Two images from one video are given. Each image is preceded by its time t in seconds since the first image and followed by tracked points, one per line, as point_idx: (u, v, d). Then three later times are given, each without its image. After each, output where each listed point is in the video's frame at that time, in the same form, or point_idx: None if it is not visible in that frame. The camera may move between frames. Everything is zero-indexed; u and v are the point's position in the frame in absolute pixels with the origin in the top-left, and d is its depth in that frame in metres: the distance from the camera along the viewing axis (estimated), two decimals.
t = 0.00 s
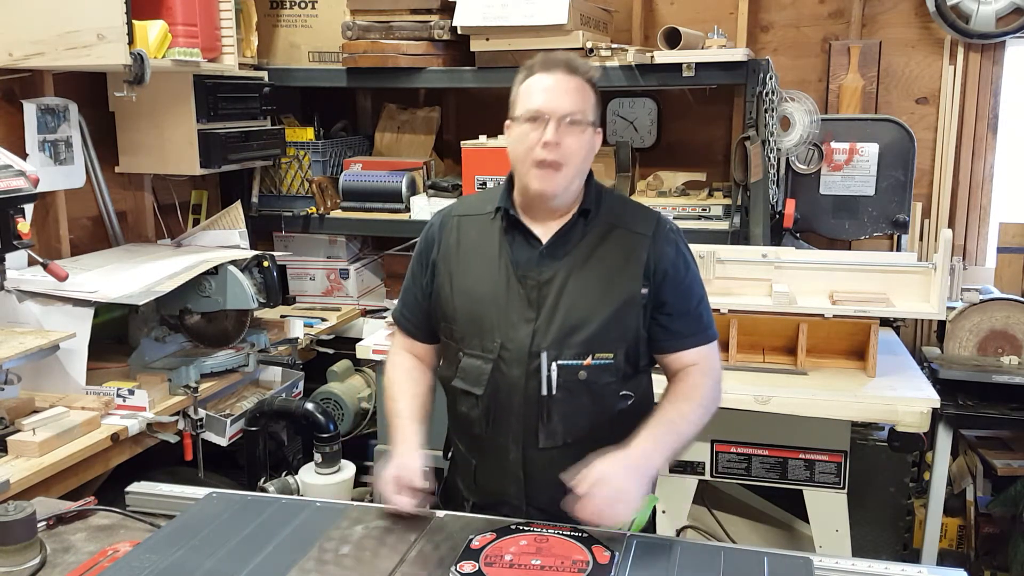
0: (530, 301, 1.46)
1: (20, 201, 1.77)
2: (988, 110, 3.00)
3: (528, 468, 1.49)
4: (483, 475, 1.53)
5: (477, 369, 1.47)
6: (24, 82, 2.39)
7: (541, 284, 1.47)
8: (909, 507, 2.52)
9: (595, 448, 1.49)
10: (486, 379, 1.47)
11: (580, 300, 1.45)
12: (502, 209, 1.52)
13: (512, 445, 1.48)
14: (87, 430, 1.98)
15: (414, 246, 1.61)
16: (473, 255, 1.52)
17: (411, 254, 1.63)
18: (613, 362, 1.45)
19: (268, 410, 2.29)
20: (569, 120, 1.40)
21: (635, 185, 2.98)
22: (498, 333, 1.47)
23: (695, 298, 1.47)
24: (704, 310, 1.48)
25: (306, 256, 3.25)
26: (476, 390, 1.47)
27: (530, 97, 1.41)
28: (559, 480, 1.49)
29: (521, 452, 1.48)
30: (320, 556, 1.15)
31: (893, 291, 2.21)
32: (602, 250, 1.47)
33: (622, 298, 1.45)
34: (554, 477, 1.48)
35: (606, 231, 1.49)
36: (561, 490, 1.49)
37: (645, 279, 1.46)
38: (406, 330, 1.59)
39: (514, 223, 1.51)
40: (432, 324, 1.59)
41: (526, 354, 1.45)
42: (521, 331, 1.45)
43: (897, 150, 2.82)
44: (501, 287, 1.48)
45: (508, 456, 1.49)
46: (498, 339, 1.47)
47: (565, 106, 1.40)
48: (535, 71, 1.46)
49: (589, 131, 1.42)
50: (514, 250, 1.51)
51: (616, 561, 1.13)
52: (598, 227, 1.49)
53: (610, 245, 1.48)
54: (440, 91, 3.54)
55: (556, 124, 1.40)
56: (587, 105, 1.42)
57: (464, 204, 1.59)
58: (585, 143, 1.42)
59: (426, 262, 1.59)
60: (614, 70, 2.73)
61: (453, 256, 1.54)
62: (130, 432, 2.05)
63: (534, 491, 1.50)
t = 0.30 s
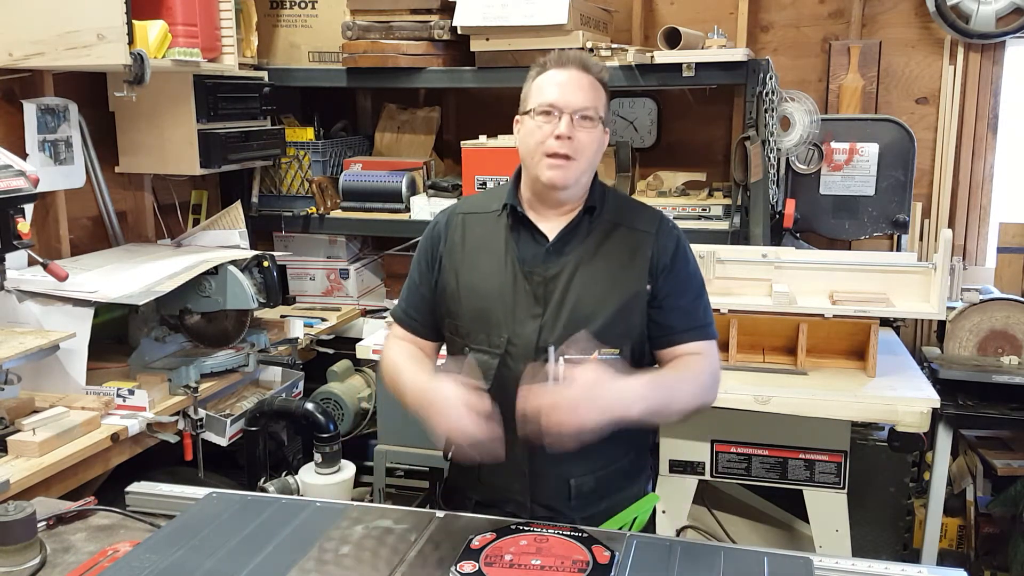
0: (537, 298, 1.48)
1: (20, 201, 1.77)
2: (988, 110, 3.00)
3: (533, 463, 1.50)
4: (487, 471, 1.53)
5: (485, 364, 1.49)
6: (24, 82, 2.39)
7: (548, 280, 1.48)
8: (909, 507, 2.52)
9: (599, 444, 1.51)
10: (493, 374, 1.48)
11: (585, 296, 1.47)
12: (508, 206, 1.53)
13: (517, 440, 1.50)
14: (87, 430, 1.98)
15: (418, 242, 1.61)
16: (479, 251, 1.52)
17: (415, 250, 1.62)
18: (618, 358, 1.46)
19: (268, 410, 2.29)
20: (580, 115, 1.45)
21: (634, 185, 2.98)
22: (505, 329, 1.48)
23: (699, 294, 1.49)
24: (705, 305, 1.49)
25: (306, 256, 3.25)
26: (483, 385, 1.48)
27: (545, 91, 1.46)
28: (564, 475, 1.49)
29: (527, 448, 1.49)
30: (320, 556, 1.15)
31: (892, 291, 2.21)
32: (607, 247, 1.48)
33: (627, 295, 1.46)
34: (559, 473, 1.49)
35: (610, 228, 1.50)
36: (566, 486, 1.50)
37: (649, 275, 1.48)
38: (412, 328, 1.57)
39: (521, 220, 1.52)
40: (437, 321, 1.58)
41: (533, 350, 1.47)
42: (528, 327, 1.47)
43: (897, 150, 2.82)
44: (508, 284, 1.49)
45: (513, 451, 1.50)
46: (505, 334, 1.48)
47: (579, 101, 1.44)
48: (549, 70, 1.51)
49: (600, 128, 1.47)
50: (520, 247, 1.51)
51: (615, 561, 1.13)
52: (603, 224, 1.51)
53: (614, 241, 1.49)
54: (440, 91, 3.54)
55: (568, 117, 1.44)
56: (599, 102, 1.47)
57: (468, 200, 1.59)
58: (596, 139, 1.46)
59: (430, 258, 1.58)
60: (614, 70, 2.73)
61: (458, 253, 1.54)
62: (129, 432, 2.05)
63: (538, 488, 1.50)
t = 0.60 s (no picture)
0: (540, 299, 1.47)
1: (20, 202, 1.77)
2: (988, 110, 3.00)
3: (536, 465, 1.48)
4: (490, 472, 1.52)
5: (488, 367, 1.48)
6: (24, 82, 2.39)
7: (551, 282, 1.48)
8: (909, 507, 2.52)
9: (603, 445, 1.50)
10: (497, 376, 1.47)
11: (589, 297, 1.47)
12: (509, 208, 1.53)
13: (521, 442, 1.48)
14: (87, 430, 1.98)
15: (419, 244, 1.62)
16: (481, 253, 1.52)
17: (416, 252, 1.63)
18: (622, 359, 1.46)
19: (268, 410, 2.30)
20: (581, 126, 1.45)
21: (635, 185, 2.98)
22: (508, 330, 1.47)
23: (701, 295, 1.51)
24: (707, 304, 1.52)
25: (306, 256, 3.25)
26: (487, 387, 1.47)
27: (545, 102, 1.46)
28: (568, 477, 1.48)
29: (530, 449, 1.48)
30: (320, 556, 1.15)
31: (892, 291, 2.21)
32: (610, 248, 1.49)
33: (631, 296, 1.47)
34: (563, 474, 1.48)
35: (613, 229, 1.51)
36: (569, 487, 1.48)
37: (652, 277, 1.49)
38: (412, 329, 1.59)
39: (522, 222, 1.52)
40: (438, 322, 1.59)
41: (536, 351, 1.46)
42: (531, 328, 1.46)
43: (897, 150, 2.82)
44: (510, 285, 1.49)
45: (517, 453, 1.49)
46: (508, 336, 1.47)
47: (579, 111, 1.44)
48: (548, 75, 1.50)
49: (600, 137, 1.47)
50: (522, 248, 1.51)
51: (615, 561, 1.13)
52: (605, 226, 1.51)
53: (618, 243, 1.49)
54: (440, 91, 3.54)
55: (569, 129, 1.44)
56: (599, 111, 1.47)
57: (469, 202, 1.59)
58: (596, 149, 1.46)
59: (432, 261, 1.60)
60: (614, 70, 2.73)
61: (460, 254, 1.54)
62: (129, 432, 2.05)
63: (541, 489, 1.49)
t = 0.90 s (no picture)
0: (540, 301, 1.47)
1: (20, 202, 1.77)
2: (988, 110, 3.00)
3: (537, 468, 1.48)
4: (490, 474, 1.52)
5: (488, 370, 1.48)
6: (24, 82, 2.39)
7: (550, 284, 1.48)
8: (909, 507, 2.52)
9: (604, 446, 1.50)
10: (497, 379, 1.47)
11: (589, 300, 1.46)
12: (509, 209, 1.53)
13: (521, 445, 1.48)
14: (87, 430, 1.98)
15: (418, 243, 1.62)
16: (481, 255, 1.52)
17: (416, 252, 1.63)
18: (623, 361, 1.46)
19: (267, 410, 2.26)
20: (575, 130, 1.42)
21: (635, 185, 2.98)
22: (508, 333, 1.47)
23: (703, 296, 1.49)
24: (709, 306, 1.50)
25: (306, 256, 3.25)
26: (487, 390, 1.47)
27: (538, 106, 1.42)
28: (569, 478, 1.49)
29: (531, 452, 1.48)
30: (320, 556, 1.15)
31: (892, 291, 2.21)
32: (611, 250, 1.49)
33: (632, 298, 1.46)
34: (564, 476, 1.48)
35: (613, 230, 1.50)
36: (570, 489, 1.49)
37: (652, 279, 1.48)
38: (412, 331, 1.59)
39: (521, 223, 1.52)
40: (437, 323, 1.59)
41: (536, 354, 1.45)
42: (530, 331, 1.46)
43: (897, 150, 2.82)
44: (510, 287, 1.49)
45: (517, 456, 1.49)
46: (508, 338, 1.47)
47: (573, 115, 1.41)
48: (542, 75, 1.46)
49: (595, 138, 1.44)
50: (522, 250, 1.51)
51: (615, 561, 1.13)
52: (604, 227, 1.51)
53: (618, 245, 1.49)
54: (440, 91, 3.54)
55: (562, 134, 1.42)
56: (594, 113, 1.43)
57: (469, 203, 1.59)
58: (591, 151, 1.44)
59: (431, 262, 1.59)
60: (614, 70, 2.73)
61: (460, 255, 1.54)
62: (130, 432, 2.05)
63: (541, 491, 1.49)
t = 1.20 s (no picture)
0: (535, 309, 1.47)
1: (20, 201, 1.77)
2: (988, 110, 3.00)
3: (534, 476, 1.49)
4: (489, 480, 1.53)
5: (484, 380, 1.48)
6: (24, 82, 2.39)
7: (545, 292, 1.47)
8: (909, 507, 2.52)
9: (603, 453, 1.50)
10: (493, 390, 1.47)
11: (584, 308, 1.45)
12: (503, 215, 1.52)
13: (519, 455, 1.49)
14: (87, 430, 1.98)
15: (413, 248, 1.61)
16: (476, 262, 1.52)
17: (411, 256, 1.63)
18: (620, 369, 1.46)
19: (268, 410, 2.29)
20: (557, 139, 1.39)
21: (635, 185, 2.98)
22: (503, 342, 1.47)
23: (701, 298, 1.48)
24: (710, 304, 1.48)
25: (306, 256, 3.25)
26: (482, 400, 1.48)
27: (519, 115, 1.40)
28: (567, 486, 1.50)
29: (528, 461, 1.49)
30: (320, 556, 1.15)
31: (892, 291, 2.21)
32: (606, 256, 1.48)
33: (629, 305, 1.45)
34: (562, 483, 1.49)
35: (609, 234, 1.49)
36: (568, 497, 1.50)
37: (649, 283, 1.47)
38: (407, 335, 1.58)
39: (515, 229, 1.51)
40: (433, 329, 1.59)
41: (532, 363, 1.45)
42: (526, 340, 1.46)
43: (898, 150, 2.82)
44: (505, 296, 1.48)
45: (515, 465, 1.49)
46: (503, 348, 1.47)
47: (553, 125, 1.38)
48: (525, 81, 1.42)
49: (580, 146, 1.41)
50: (517, 257, 1.51)
51: (615, 561, 1.13)
52: (600, 231, 1.50)
53: (614, 250, 1.48)
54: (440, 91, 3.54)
55: (544, 143, 1.39)
56: (577, 119, 1.40)
57: (463, 206, 1.58)
58: (575, 159, 1.41)
59: (425, 267, 1.59)
60: (614, 70, 2.73)
61: (455, 262, 1.54)
62: (130, 432, 2.05)
63: (539, 497, 1.50)
